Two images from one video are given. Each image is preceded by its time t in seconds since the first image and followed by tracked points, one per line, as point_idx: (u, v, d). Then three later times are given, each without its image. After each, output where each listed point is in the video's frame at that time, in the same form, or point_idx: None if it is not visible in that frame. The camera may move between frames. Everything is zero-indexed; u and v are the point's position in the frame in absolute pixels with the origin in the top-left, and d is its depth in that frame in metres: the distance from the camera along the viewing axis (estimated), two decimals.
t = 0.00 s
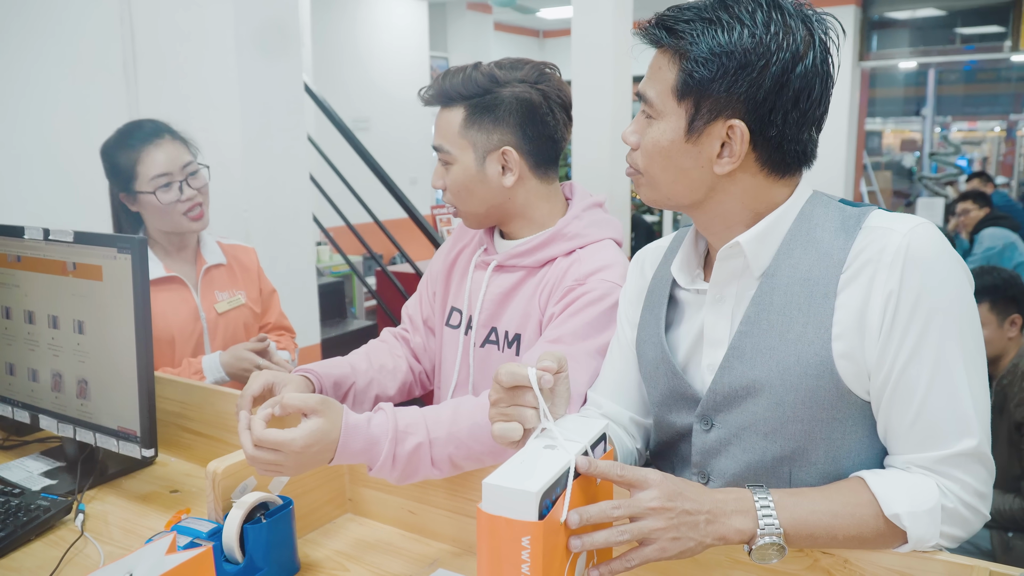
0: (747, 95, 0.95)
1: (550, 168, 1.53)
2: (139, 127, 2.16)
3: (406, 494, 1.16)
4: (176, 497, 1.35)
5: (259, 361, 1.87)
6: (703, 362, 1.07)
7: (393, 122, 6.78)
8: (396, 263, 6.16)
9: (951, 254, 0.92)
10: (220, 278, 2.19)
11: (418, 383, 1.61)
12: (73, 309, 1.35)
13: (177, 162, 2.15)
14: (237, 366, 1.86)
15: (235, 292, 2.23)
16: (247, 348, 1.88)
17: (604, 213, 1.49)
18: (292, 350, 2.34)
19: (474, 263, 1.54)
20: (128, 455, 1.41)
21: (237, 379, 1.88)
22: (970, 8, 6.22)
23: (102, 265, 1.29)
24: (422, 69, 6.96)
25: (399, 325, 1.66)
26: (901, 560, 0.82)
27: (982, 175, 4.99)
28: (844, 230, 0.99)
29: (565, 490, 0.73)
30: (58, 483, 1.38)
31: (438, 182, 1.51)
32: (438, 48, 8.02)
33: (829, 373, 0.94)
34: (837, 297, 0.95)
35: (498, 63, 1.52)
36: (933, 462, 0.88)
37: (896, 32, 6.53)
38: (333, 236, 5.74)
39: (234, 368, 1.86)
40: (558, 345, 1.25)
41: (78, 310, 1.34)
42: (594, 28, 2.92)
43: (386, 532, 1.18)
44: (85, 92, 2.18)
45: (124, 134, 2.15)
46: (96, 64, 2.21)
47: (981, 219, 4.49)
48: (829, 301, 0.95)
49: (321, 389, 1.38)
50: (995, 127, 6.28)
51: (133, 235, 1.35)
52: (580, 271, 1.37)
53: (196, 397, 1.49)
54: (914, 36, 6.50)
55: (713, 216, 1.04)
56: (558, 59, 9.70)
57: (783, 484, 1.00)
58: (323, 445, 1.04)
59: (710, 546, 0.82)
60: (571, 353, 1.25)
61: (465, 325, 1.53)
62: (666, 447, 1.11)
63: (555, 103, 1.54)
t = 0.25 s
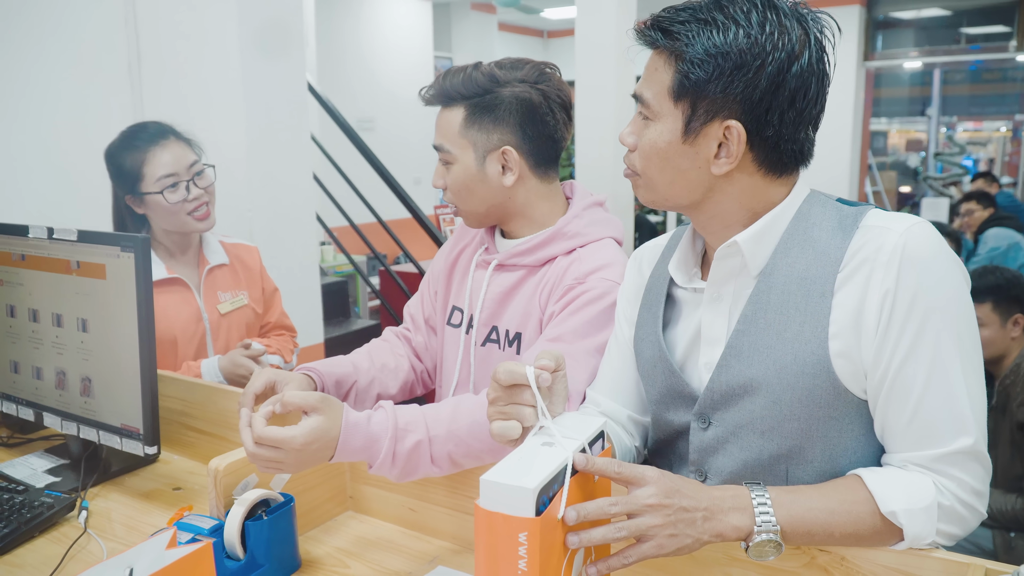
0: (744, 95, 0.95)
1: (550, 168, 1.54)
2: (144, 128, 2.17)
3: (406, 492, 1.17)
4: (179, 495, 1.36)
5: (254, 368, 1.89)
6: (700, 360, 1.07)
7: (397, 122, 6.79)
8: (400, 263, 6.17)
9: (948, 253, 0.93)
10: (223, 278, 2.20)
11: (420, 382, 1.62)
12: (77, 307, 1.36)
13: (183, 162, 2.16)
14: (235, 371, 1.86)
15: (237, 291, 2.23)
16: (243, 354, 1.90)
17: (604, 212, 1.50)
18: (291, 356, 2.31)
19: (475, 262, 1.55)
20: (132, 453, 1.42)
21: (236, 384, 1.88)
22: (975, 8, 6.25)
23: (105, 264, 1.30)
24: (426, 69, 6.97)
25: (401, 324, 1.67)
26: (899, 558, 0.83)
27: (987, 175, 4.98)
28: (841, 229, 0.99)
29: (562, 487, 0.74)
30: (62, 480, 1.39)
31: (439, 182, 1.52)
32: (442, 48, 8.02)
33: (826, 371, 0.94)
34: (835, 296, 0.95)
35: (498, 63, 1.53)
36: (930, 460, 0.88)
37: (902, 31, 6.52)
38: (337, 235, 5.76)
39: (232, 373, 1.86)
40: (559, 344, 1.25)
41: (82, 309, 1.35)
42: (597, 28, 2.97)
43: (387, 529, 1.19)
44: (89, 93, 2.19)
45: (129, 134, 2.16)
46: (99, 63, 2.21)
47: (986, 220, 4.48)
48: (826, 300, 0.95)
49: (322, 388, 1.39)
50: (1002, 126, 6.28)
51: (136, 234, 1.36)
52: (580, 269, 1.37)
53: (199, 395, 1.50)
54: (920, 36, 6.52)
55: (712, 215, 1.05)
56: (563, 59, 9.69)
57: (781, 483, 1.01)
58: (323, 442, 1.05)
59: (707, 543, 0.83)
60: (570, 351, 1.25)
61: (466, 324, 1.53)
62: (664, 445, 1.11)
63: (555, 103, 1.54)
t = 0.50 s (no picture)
0: (746, 105, 0.95)
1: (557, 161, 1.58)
2: (144, 128, 2.17)
3: (404, 491, 1.17)
4: (178, 494, 1.37)
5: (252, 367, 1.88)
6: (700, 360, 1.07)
7: (399, 122, 6.80)
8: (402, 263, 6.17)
9: (946, 252, 0.93)
10: (223, 278, 2.20)
11: (418, 382, 1.62)
12: (77, 307, 1.36)
13: (183, 162, 2.15)
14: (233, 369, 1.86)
15: (237, 292, 2.24)
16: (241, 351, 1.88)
17: (601, 212, 1.50)
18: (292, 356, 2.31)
19: (473, 262, 1.56)
20: (131, 452, 1.43)
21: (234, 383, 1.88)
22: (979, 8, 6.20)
23: (105, 264, 1.30)
24: (429, 70, 6.97)
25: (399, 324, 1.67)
26: (895, 558, 0.85)
27: (991, 175, 4.97)
28: (840, 228, 0.99)
29: (553, 486, 0.74)
30: (61, 479, 1.40)
31: (452, 184, 1.49)
32: (445, 49, 8.03)
33: (824, 369, 0.94)
34: (833, 294, 0.95)
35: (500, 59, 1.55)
36: (923, 459, 0.88)
37: (904, 32, 6.51)
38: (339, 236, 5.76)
39: (229, 371, 1.87)
40: (556, 343, 1.25)
41: (81, 308, 1.36)
42: (600, 29, 3.00)
43: (385, 529, 1.19)
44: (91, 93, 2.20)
45: (129, 134, 2.16)
46: (100, 64, 2.22)
47: (988, 220, 4.47)
48: (825, 299, 0.95)
49: (321, 388, 1.39)
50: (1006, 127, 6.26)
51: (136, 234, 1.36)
52: (578, 269, 1.38)
53: (198, 395, 1.50)
54: (923, 35, 6.50)
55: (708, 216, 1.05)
56: (566, 59, 9.69)
57: (777, 481, 1.01)
58: (319, 442, 1.05)
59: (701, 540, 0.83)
60: (566, 351, 1.25)
61: (464, 323, 1.53)
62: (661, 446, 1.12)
63: (556, 96, 1.61)
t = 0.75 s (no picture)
0: (779, 90, 0.96)
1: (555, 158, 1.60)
2: (145, 125, 2.15)
3: (401, 489, 1.18)
4: (176, 492, 1.37)
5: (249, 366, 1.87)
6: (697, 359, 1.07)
7: (402, 122, 6.81)
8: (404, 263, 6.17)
9: (941, 251, 0.93)
10: (222, 277, 2.22)
11: (416, 382, 1.63)
12: (76, 306, 1.37)
13: (181, 161, 2.14)
14: (232, 368, 1.86)
15: (237, 291, 2.25)
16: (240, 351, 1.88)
17: (596, 211, 1.51)
18: (291, 356, 2.32)
19: (468, 263, 1.56)
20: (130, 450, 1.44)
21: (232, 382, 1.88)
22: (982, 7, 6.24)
23: (104, 263, 1.31)
24: (432, 69, 6.99)
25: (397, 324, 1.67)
26: (887, 556, 0.83)
27: (995, 175, 4.96)
28: (835, 226, 0.99)
29: (546, 485, 0.74)
30: (61, 477, 1.40)
31: (459, 179, 1.47)
32: (449, 49, 8.03)
33: (818, 367, 0.94)
34: (828, 292, 0.96)
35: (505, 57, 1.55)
36: (916, 456, 0.88)
37: (909, 31, 6.56)
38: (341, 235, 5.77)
39: (228, 371, 1.87)
40: (551, 342, 1.26)
41: (80, 307, 1.36)
42: (602, 29, 3.00)
43: (382, 527, 1.19)
44: (92, 93, 2.20)
45: (131, 131, 2.13)
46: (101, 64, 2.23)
47: (992, 220, 4.47)
48: (820, 297, 0.95)
49: (319, 388, 1.39)
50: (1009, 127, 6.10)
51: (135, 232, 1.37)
52: (573, 268, 1.38)
53: (197, 393, 1.51)
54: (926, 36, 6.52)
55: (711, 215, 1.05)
56: (569, 59, 9.69)
57: (772, 480, 1.01)
58: (317, 443, 1.06)
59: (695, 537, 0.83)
60: (562, 350, 1.26)
61: (461, 323, 1.54)
62: (657, 444, 1.12)
63: (556, 97, 1.63)
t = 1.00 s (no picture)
0: (774, 95, 0.97)
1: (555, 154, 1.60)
2: (146, 124, 2.21)
3: (398, 488, 1.18)
4: (176, 490, 1.38)
5: (249, 361, 1.87)
6: (696, 359, 1.08)
7: (405, 122, 6.83)
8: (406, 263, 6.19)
9: (938, 250, 0.94)
10: (221, 276, 2.25)
11: (414, 381, 1.64)
12: (76, 305, 1.38)
13: (180, 160, 2.19)
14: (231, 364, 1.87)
15: (236, 290, 2.29)
16: (240, 348, 1.90)
17: (593, 211, 1.51)
18: (290, 354, 2.38)
19: (467, 262, 1.57)
20: (130, 449, 1.44)
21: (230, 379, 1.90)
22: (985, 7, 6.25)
23: (103, 262, 1.32)
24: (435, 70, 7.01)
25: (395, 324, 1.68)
26: (877, 555, 0.84)
27: (997, 175, 4.96)
28: (834, 225, 1.00)
29: (541, 483, 0.75)
30: (61, 475, 1.41)
31: (469, 166, 1.48)
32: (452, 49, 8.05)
33: (818, 364, 0.95)
34: (828, 290, 0.96)
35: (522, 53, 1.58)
36: (907, 451, 0.88)
37: (912, 31, 6.61)
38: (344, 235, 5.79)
39: (228, 367, 1.88)
40: (547, 340, 1.27)
41: (80, 306, 1.37)
42: (604, 30, 3.01)
43: (380, 525, 1.20)
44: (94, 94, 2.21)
45: (132, 130, 2.19)
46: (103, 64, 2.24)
47: (995, 220, 4.46)
48: (819, 294, 0.96)
49: (318, 387, 1.40)
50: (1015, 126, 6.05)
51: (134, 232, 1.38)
52: (570, 267, 1.39)
53: (196, 392, 1.52)
54: (931, 35, 6.57)
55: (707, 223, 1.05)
56: (572, 59, 9.70)
57: (771, 478, 1.02)
58: (316, 445, 1.06)
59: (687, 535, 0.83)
60: (559, 348, 1.26)
61: (458, 322, 1.54)
62: (654, 443, 1.13)
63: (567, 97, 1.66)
